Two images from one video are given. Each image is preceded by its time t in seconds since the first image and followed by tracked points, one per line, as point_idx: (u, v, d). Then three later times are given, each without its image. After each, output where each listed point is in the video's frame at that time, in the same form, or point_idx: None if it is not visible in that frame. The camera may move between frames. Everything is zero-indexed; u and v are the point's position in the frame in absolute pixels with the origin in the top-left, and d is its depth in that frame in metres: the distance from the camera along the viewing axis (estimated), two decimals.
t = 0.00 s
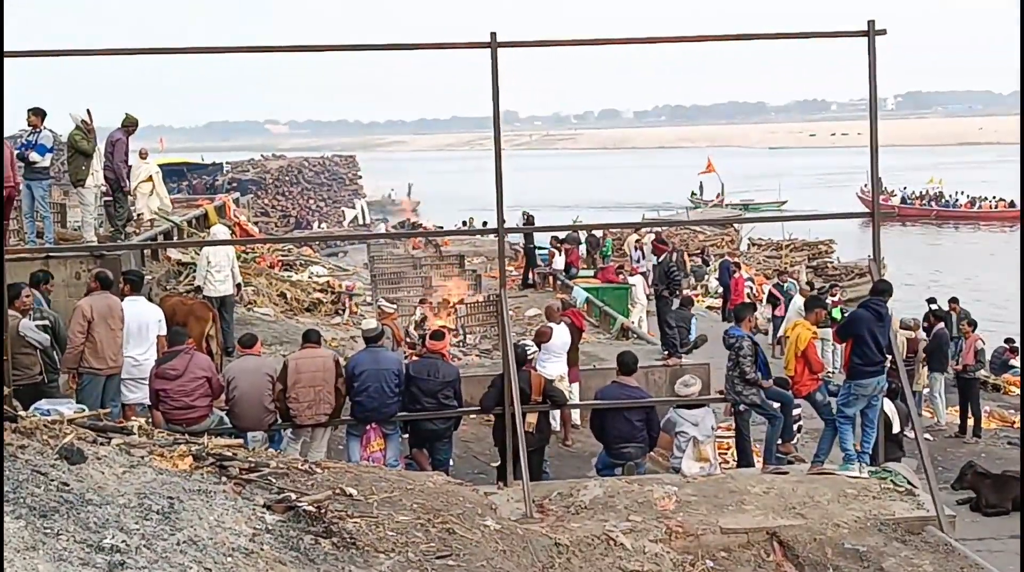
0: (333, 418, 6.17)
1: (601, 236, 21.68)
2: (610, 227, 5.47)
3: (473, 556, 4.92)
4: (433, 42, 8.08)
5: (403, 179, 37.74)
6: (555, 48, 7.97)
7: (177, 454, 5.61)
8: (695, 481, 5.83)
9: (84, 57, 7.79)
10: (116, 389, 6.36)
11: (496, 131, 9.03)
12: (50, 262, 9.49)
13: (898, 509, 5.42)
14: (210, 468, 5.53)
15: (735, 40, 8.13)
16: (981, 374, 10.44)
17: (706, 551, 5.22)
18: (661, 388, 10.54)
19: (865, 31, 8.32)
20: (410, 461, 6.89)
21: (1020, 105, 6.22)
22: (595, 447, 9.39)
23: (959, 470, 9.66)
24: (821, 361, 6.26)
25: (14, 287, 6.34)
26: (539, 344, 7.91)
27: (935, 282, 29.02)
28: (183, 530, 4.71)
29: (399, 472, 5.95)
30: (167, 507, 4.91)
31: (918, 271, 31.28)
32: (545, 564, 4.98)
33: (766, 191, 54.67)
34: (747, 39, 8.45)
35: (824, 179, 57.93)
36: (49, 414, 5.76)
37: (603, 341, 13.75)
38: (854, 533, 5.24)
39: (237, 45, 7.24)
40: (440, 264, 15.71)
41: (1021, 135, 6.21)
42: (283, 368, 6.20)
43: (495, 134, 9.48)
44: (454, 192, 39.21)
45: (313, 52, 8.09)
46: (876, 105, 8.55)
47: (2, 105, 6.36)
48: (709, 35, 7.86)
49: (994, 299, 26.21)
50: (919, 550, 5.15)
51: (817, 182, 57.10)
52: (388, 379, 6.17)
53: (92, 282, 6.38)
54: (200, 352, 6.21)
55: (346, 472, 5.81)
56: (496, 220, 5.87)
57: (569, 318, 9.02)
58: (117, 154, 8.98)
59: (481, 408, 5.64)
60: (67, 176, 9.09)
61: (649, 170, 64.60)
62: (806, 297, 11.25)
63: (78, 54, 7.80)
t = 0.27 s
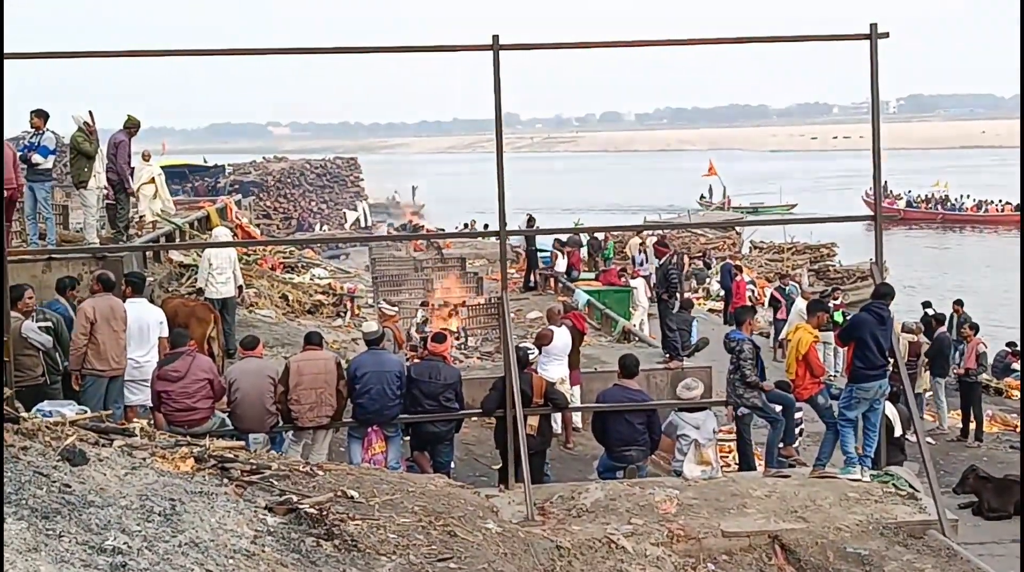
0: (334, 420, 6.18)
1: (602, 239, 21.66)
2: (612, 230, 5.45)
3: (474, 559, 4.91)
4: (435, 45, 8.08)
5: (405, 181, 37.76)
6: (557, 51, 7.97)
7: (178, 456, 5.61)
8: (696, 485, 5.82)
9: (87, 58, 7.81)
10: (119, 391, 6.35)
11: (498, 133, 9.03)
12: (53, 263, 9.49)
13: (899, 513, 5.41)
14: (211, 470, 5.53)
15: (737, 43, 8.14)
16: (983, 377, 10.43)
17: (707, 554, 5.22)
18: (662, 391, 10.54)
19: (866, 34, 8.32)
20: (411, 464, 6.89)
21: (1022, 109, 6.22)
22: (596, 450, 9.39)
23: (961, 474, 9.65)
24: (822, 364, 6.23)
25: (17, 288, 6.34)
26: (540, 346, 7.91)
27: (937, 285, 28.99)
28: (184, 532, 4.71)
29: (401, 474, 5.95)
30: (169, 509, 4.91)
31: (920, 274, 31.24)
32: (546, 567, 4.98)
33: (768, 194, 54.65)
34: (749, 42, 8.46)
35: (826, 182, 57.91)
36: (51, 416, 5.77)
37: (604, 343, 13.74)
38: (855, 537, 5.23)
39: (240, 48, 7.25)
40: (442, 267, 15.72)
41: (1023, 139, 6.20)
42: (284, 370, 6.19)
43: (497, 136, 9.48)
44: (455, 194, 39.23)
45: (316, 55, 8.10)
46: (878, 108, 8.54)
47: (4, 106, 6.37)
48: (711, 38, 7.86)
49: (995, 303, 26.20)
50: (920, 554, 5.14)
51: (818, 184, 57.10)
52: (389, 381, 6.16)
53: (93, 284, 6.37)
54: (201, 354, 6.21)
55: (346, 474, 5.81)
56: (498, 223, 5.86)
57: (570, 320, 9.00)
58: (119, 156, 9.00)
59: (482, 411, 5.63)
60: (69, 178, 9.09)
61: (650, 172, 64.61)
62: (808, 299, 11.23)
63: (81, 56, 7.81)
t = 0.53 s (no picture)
0: (335, 422, 6.17)
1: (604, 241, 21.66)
2: (614, 232, 5.44)
3: (476, 561, 4.88)
4: (437, 48, 8.09)
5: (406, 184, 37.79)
6: (558, 53, 7.98)
7: (179, 458, 5.60)
8: (698, 486, 5.82)
9: (89, 60, 7.82)
10: (120, 393, 6.34)
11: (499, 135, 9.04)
12: (54, 265, 9.49)
13: (901, 515, 5.40)
14: (213, 472, 5.53)
15: (739, 45, 8.15)
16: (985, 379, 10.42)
17: (708, 556, 5.21)
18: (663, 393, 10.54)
19: (868, 36, 8.32)
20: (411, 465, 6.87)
21: None
22: (597, 452, 9.39)
23: (962, 475, 9.65)
24: (822, 366, 6.20)
25: (18, 290, 6.30)
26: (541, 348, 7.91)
27: (938, 287, 28.99)
28: (185, 534, 4.71)
29: (402, 476, 5.95)
30: (170, 511, 4.92)
31: (921, 276, 31.25)
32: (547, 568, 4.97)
33: (769, 196, 54.69)
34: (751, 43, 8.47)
35: (827, 184, 57.95)
36: (52, 418, 5.77)
37: (606, 345, 13.75)
38: (857, 539, 5.23)
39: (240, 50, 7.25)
40: (443, 269, 15.73)
41: None
42: (286, 372, 6.19)
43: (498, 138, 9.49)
44: (457, 196, 39.25)
45: (317, 58, 8.11)
46: (880, 110, 8.54)
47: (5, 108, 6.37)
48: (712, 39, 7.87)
49: (997, 305, 26.21)
50: (922, 556, 5.14)
51: (819, 186, 57.14)
52: (390, 383, 6.17)
53: (93, 286, 6.32)
54: (203, 356, 6.21)
55: (348, 476, 5.81)
56: (499, 225, 5.85)
57: (572, 322, 8.99)
58: (121, 158, 9.01)
59: (483, 413, 5.63)
60: (71, 180, 9.09)
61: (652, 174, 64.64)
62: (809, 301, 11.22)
63: (82, 58, 7.82)
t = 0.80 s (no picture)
0: (336, 426, 6.18)
1: (605, 244, 21.66)
2: (615, 235, 5.43)
3: (477, 565, 4.89)
4: (439, 51, 8.10)
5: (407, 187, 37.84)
6: (559, 56, 7.98)
7: (181, 461, 5.60)
8: (699, 489, 5.81)
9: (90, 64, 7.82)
10: (122, 396, 6.34)
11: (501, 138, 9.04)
12: (55, 269, 9.51)
13: (903, 518, 5.39)
14: (214, 475, 5.53)
15: (740, 48, 8.14)
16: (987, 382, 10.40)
17: (710, 559, 5.21)
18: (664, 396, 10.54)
19: (869, 38, 8.31)
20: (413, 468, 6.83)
21: None
22: (599, 455, 9.38)
23: (964, 478, 9.64)
24: (824, 369, 6.19)
25: (20, 294, 6.29)
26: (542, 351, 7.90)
27: (940, 290, 28.99)
28: (186, 537, 4.71)
29: (404, 479, 5.95)
30: (172, 515, 4.92)
31: (922, 279, 31.24)
32: None
33: (770, 198, 54.70)
34: (752, 46, 8.47)
35: (828, 187, 57.98)
36: (54, 421, 5.77)
37: (607, 348, 13.75)
38: (859, 542, 5.22)
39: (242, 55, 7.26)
40: (444, 272, 15.74)
41: None
42: (287, 375, 6.19)
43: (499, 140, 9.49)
44: (458, 199, 39.30)
45: (318, 61, 8.12)
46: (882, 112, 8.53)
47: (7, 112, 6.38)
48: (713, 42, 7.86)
49: (999, 308, 26.20)
50: (924, 559, 5.13)
51: (821, 189, 57.16)
52: (392, 386, 6.16)
53: (94, 288, 6.30)
54: (204, 360, 6.22)
55: (349, 479, 5.80)
56: (501, 227, 5.85)
57: (573, 325, 9.00)
58: (123, 162, 9.03)
59: (485, 416, 5.62)
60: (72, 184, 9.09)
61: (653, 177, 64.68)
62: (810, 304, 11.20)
63: (84, 62, 7.83)
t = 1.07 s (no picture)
0: (336, 432, 6.16)
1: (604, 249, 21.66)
2: (615, 240, 5.43)
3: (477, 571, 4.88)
4: (439, 58, 8.11)
5: (407, 192, 37.85)
6: (559, 62, 8.00)
7: (180, 467, 5.59)
8: (699, 495, 5.80)
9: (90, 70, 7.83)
10: (121, 402, 6.31)
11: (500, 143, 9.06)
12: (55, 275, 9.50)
13: (903, 523, 5.38)
14: (213, 481, 5.52)
15: (739, 53, 8.16)
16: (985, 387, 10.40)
17: (710, 565, 5.20)
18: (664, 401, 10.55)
19: (868, 44, 8.34)
20: (412, 475, 6.83)
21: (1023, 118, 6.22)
22: (598, 461, 9.38)
23: (964, 484, 9.64)
24: (824, 374, 6.17)
25: (18, 300, 6.29)
26: (541, 357, 7.91)
27: (938, 295, 29.04)
28: (185, 544, 4.70)
29: (404, 486, 5.93)
30: (170, 521, 4.91)
31: (921, 284, 31.26)
32: None
33: (768, 203, 54.80)
34: (750, 52, 8.49)
35: (826, 191, 58.09)
36: (52, 427, 5.76)
37: (606, 353, 13.74)
38: (859, 547, 5.21)
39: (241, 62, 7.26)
40: (443, 277, 15.73)
41: None
42: (286, 381, 6.17)
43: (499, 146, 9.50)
44: (457, 204, 39.35)
45: (318, 68, 8.12)
46: (880, 117, 8.55)
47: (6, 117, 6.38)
48: (712, 48, 7.88)
49: (996, 313, 26.26)
50: (924, 564, 5.12)
51: (818, 194, 57.28)
52: (391, 392, 6.15)
53: (93, 294, 6.28)
54: (203, 365, 6.20)
55: (349, 485, 5.79)
56: (500, 233, 5.84)
57: (573, 330, 8.99)
58: (123, 168, 8.99)
59: (484, 422, 5.61)
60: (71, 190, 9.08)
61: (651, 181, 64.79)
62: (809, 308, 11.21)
63: (84, 68, 7.84)
